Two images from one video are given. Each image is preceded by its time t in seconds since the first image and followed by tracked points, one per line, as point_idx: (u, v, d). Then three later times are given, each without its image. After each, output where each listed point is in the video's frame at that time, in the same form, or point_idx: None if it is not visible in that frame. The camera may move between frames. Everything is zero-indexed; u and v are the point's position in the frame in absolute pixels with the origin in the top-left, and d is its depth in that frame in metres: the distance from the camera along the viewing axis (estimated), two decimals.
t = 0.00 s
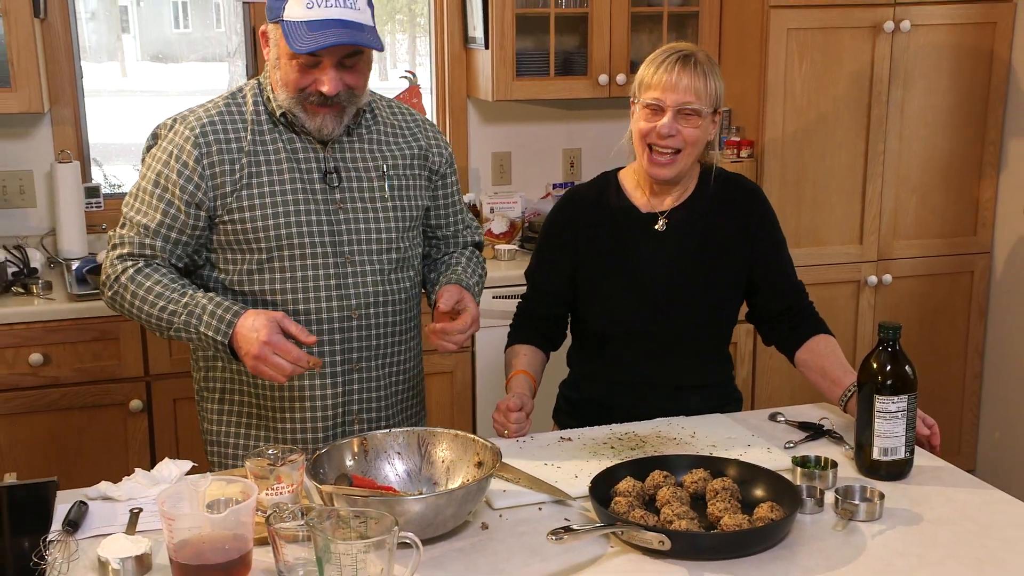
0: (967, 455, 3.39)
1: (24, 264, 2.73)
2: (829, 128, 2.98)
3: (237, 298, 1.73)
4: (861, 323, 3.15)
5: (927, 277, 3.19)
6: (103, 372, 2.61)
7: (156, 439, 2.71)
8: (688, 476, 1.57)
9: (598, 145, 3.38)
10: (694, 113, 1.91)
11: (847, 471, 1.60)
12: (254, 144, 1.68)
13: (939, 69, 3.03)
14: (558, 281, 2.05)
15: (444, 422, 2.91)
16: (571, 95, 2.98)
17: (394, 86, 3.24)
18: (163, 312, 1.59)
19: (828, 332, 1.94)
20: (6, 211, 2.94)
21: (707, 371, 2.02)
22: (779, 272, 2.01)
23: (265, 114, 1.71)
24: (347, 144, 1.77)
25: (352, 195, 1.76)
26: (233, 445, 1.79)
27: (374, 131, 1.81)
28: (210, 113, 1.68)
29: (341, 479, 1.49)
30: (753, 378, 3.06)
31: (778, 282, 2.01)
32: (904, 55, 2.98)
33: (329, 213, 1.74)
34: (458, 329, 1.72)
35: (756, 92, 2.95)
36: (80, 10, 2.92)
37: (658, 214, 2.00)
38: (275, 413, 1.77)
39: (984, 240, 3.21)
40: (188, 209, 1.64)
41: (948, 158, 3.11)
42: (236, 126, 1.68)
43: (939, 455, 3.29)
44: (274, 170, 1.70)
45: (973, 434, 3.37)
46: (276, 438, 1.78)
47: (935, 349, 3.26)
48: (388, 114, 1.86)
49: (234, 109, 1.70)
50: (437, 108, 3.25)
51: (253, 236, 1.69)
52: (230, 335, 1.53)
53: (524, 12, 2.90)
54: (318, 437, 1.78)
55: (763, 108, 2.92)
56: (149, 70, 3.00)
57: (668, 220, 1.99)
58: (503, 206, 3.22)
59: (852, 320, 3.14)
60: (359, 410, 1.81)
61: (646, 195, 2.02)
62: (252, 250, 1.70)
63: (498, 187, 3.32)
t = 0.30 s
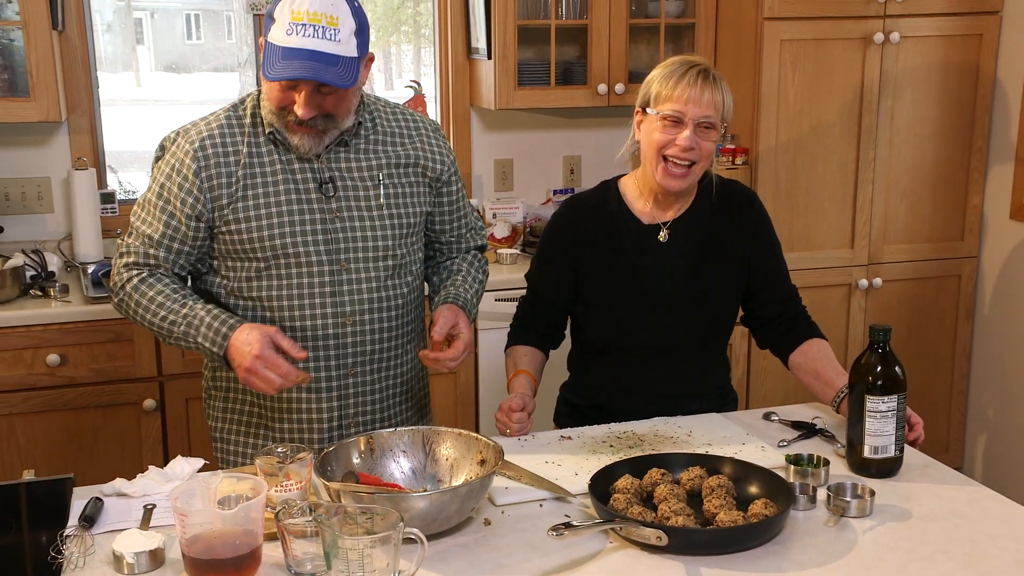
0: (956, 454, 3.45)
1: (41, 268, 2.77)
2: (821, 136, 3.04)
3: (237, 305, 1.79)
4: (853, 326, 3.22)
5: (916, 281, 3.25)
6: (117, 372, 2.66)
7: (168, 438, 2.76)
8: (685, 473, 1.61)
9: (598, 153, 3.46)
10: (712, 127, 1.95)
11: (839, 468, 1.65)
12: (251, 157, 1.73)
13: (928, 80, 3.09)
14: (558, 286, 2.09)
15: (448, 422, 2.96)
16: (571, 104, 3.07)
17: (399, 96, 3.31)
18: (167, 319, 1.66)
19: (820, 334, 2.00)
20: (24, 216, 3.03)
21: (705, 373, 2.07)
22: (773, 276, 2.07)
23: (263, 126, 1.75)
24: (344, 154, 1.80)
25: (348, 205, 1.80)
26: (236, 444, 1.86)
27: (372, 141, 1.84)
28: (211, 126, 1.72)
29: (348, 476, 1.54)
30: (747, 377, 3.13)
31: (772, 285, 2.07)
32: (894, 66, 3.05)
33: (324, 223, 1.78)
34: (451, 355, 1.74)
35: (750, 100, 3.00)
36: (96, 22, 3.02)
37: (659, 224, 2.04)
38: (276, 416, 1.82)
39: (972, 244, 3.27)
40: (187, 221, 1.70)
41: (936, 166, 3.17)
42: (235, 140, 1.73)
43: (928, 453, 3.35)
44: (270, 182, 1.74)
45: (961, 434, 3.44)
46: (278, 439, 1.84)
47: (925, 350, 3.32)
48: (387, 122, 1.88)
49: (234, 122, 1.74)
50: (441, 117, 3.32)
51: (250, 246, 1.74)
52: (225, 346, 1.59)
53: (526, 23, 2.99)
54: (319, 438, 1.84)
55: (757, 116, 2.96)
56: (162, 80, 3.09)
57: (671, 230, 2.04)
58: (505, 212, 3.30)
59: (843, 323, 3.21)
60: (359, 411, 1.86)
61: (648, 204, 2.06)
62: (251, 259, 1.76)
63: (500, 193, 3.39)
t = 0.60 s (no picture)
0: (944, 453, 3.52)
1: (57, 272, 2.85)
2: (813, 142, 3.14)
3: (237, 314, 1.84)
4: (846, 327, 3.30)
5: (907, 284, 3.34)
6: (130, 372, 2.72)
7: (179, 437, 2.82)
8: (682, 471, 1.65)
9: (598, 158, 3.51)
10: (706, 134, 2.00)
11: (832, 467, 1.69)
12: (248, 172, 1.78)
13: (917, 89, 3.19)
14: (557, 291, 2.15)
15: (452, 421, 3.01)
16: (570, 112, 3.14)
17: (404, 104, 3.37)
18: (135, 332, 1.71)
19: (815, 335, 2.04)
20: (39, 221, 3.10)
21: (703, 374, 2.11)
22: (769, 279, 2.11)
23: (262, 142, 1.80)
24: (341, 167, 1.84)
25: (345, 218, 1.84)
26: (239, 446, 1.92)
27: (370, 154, 1.88)
28: (210, 143, 1.78)
29: (354, 474, 1.58)
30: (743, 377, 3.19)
31: (768, 287, 2.11)
32: (885, 77, 3.14)
33: (320, 236, 1.82)
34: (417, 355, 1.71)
35: (746, 109, 3.12)
36: (110, 33, 3.08)
37: (656, 231, 2.09)
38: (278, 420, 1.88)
39: (960, 248, 3.37)
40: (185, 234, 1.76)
41: (925, 172, 3.27)
42: (233, 155, 1.78)
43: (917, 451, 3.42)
44: (266, 196, 1.79)
45: (950, 432, 3.52)
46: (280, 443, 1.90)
47: (916, 350, 3.41)
48: (386, 135, 1.92)
49: (233, 138, 1.79)
50: (445, 124, 3.38)
51: (248, 258, 1.80)
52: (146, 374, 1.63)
53: (526, 33, 3.05)
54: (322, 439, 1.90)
55: (752, 124, 3.08)
56: (174, 89, 3.16)
57: (668, 238, 2.08)
58: (508, 216, 3.34)
59: (836, 324, 3.29)
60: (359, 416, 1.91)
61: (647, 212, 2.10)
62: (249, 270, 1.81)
63: (502, 199, 3.44)
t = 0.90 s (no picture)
0: (933, 451, 3.59)
1: (70, 274, 2.90)
2: (807, 146, 3.18)
3: (245, 311, 1.88)
4: (836, 327, 3.35)
5: (896, 286, 3.39)
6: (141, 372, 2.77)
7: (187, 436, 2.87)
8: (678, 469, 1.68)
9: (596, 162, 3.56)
10: (673, 135, 2.03)
11: (824, 464, 1.74)
12: (255, 173, 1.83)
13: (905, 96, 3.24)
14: (556, 293, 2.19)
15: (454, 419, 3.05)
16: (570, 118, 3.18)
17: (407, 111, 3.41)
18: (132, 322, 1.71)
19: (806, 335, 2.08)
20: (53, 225, 3.15)
21: (700, 374, 2.16)
22: (763, 279, 2.16)
23: (268, 145, 1.85)
24: (347, 167, 1.89)
25: (350, 216, 1.89)
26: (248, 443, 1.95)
27: (373, 154, 1.93)
28: (216, 146, 1.83)
29: (359, 471, 1.62)
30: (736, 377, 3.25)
31: (760, 289, 2.15)
32: (874, 83, 3.19)
33: (326, 233, 1.87)
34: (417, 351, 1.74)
35: (740, 116, 3.15)
36: (121, 41, 3.14)
37: (646, 233, 2.14)
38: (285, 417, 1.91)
39: (949, 251, 3.42)
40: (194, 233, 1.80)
41: (914, 178, 3.32)
42: (239, 158, 1.83)
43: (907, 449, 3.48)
44: (273, 195, 1.83)
45: (938, 431, 3.58)
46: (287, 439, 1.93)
47: (905, 350, 3.47)
48: (388, 137, 1.98)
49: (238, 141, 1.84)
50: (447, 130, 3.43)
51: (256, 256, 1.84)
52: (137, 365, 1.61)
53: (527, 42, 3.10)
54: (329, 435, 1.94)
55: (746, 130, 3.12)
56: (184, 97, 3.21)
57: (658, 239, 2.13)
58: (508, 220, 3.39)
59: (828, 325, 3.34)
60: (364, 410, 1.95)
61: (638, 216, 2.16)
62: (257, 269, 1.85)
63: (503, 203, 3.48)
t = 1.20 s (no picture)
0: (927, 450, 3.61)
1: (75, 277, 2.92)
2: (803, 149, 3.21)
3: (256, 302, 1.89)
4: (833, 329, 3.37)
5: (892, 288, 3.41)
6: (145, 373, 2.79)
7: (190, 437, 2.89)
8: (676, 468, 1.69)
9: (595, 165, 3.58)
10: (646, 153, 2.08)
11: (819, 465, 1.76)
12: (267, 166, 1.85)
13: (899, 100, 3.26)
14: (555, 296, 2.22)
15: (455, 419, 3.06)
16: (569, 122, 3.22)
17: (408, 115, 3.43)
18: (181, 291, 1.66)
19: (802, 336, 2.10)
20: (59, 228, 3.18)
21: (698, 375, 2.18)
22: (758, 282, 2.18)
23: (278, 140, 1.88)
24: (356, 163, 1.93)
25: (358, 211, 1.92)
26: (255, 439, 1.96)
27: (378, 152, 1.97)
28: (229, 140, 1.86)
29: (360, 472, 1.63)
30: (733, 379, 3.28)
31: (755, 290, 2.18)
32: (869, 87, 3.22)
33: (335, 227, 1.90)
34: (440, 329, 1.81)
35: (737, 120, 3.17)
36: (126, 47, 3.16)
37: (640, 234, 2.17)
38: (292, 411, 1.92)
39: (943, 254, 3.45)
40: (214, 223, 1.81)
41: (909, 181, 3.35)
42: (252, 151, 1.86)
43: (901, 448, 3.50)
44: (285, 188, 1.86)
45: (932, 431, 3.60)
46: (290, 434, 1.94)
47: (900, 353, 3.49)
48: (392, 138, 2.01)
49: (250, 136, 1.87)
50: (447, 134, 3.46)
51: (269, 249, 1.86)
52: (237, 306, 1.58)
53: (526, 48, 3.13)
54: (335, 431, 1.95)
55: (742, 134, 3.14)
56: (188, 102, 3.24)
57: (650, 240, 2.16)
58: (508, 223, 3.39)
59: (823, 326, 3.36)
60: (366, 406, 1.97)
61: (628, 220, 2.20)
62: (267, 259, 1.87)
63: (503, 207, 3.51)
